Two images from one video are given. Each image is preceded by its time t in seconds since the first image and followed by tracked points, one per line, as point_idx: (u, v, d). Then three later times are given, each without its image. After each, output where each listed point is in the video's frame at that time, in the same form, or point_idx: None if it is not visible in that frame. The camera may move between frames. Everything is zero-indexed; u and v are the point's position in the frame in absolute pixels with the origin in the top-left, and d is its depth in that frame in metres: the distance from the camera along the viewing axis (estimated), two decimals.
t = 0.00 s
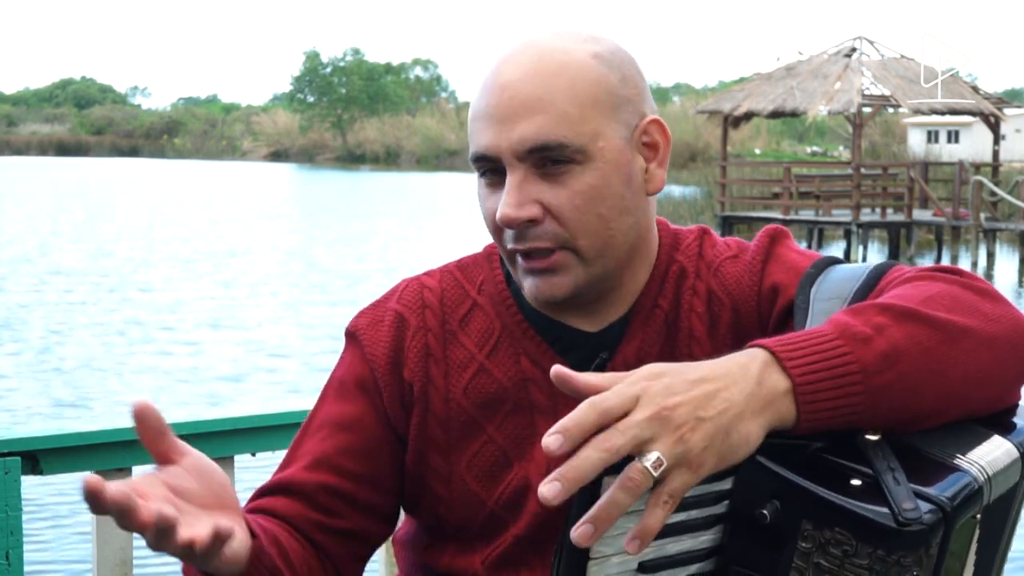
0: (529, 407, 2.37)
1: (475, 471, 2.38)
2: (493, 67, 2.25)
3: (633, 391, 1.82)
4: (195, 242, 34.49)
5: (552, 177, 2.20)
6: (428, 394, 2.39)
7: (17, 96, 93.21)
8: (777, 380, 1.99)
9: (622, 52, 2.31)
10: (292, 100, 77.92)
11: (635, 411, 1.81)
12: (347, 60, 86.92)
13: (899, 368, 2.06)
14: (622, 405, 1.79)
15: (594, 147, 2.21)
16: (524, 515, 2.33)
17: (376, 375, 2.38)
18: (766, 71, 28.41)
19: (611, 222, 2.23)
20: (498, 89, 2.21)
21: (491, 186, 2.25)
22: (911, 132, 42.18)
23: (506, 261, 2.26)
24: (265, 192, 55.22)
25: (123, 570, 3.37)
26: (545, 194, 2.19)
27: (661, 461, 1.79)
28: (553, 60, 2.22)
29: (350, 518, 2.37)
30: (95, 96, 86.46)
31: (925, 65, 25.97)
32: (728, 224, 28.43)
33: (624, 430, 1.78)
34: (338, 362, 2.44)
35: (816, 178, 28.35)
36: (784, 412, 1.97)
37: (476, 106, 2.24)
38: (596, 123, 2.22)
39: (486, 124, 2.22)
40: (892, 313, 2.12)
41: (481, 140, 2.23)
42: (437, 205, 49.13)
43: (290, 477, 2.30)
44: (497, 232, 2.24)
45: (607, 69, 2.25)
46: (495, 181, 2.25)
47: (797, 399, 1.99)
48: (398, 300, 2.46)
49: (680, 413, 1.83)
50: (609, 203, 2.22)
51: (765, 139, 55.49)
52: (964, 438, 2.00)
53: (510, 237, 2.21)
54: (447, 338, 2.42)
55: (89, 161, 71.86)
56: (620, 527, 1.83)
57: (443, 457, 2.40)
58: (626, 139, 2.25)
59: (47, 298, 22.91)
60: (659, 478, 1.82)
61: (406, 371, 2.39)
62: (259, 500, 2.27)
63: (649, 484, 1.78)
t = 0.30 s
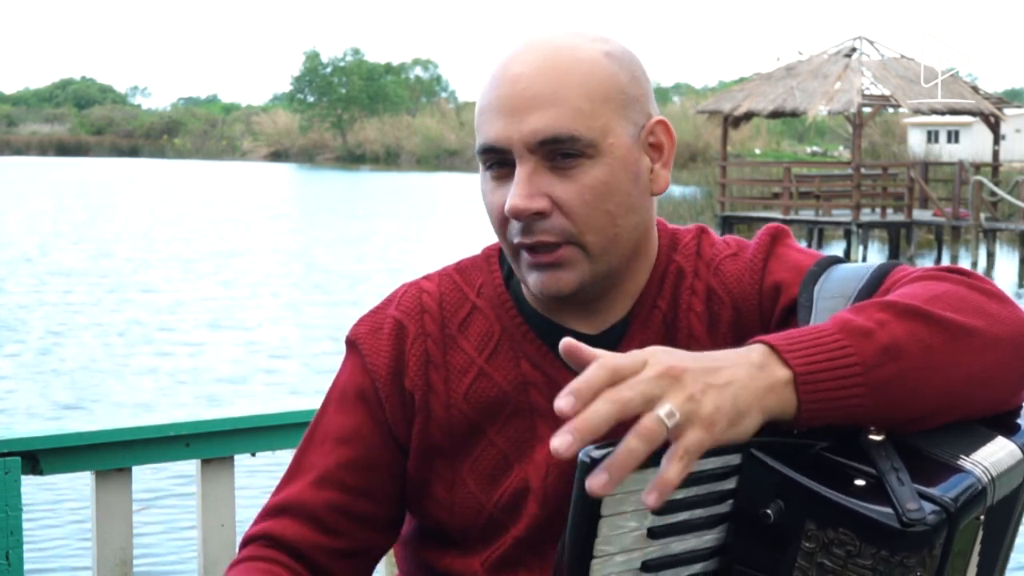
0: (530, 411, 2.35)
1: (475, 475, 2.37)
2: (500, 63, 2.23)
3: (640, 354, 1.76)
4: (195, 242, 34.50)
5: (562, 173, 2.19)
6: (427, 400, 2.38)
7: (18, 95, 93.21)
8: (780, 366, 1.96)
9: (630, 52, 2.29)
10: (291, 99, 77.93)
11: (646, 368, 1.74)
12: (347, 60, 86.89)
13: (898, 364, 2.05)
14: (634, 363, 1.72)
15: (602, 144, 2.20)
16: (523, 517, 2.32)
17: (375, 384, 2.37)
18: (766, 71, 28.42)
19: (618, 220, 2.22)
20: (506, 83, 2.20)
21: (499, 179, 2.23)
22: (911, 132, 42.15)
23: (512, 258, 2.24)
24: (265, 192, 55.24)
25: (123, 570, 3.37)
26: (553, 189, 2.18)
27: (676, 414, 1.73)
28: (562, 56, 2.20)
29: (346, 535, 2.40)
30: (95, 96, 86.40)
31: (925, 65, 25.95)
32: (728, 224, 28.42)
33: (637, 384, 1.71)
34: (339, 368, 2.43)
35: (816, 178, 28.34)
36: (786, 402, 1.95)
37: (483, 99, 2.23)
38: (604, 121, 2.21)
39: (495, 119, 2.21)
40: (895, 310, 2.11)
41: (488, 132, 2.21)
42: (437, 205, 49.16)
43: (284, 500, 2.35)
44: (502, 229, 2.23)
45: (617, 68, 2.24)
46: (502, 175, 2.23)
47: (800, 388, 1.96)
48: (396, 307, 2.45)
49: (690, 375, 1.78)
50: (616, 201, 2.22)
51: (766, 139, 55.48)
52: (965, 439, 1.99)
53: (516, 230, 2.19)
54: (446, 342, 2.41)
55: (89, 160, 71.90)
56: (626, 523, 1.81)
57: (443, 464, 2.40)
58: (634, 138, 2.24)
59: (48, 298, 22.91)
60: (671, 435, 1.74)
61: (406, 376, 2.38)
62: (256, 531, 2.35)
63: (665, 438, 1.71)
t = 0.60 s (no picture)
0: (536, 417, 2.34)
1: (483, 481, 2.37)
2: (490, 73, 2.21)
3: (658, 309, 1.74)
4: (196, 242, 34.47)
5: (568, 177, 2.17)
6: (434, 412, 2.39)
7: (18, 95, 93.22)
8: (789, 334, 1.95)
9: (609, 50, 2.27)
10: (291, 99, 77.91)
11: (663, 333, 1.72)
12: (347, 60, 86.88)
13: (909, 357, 2.04)
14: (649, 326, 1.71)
15: (600, 142, 2.18)
16: (532, 523, 2.31)
17: (382, 402, 2.38)
18: (766, 71, 28.40)
19: (626, 217, 2.21)
20: (496, 95, 2.18)
21: (501, 197, 2.21)
22: (911, 132, 42.13)
23: (524, 266, 2.23)
24: (265, 192, 55.23)
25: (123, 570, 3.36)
26: (566, 195, 2.16)
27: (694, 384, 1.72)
28: (547, 64, 2.18)
29: (365, 556, 2.43)
30: (95, 96, 86.41)
31: (925, 65, 25.93)
32: (728, 224, 28.40)
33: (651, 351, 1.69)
34: (345, 387, 2.44)
35: (816, 178, 28.32)
36: (791, 372, 1.95)
37: (477, 115, 2.21)
38: (597, 119, 2.18)
39: (490, 133, 2.19)
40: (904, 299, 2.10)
41: (487, 150, 2.19)
42: (437, 204, 49.12)
43: (294, 560, 2.38)
44: (512, 240, 2.21)
45: (601, 67, 2.22)
46: (506, 190, 2.21)
47: (808, 356, 1.95)
48: (398, 318, 2.45)
49: (708, 338, 1.76)
50: (622, 198, 2.20)
51: (766, 139, 55.46)
52: (971, 437, 1.98)
53: (530, 241, 2.17)
54: (450, 354, 2.41)
55: (89, 160, 71.90)
56: (631, 518, 1.81)
57: (455, 473, 2.40)
58: (628, 133, 2.22)
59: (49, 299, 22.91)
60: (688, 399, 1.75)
61: (415, 389, 2.38)
62: (280, 562, 2.40)
63: (677, 405, 1.71)
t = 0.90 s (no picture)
0: (537, 416, 2.33)
1: (481, 478, 2.36)
2: (500, 77, 2.19)
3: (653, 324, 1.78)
4: (196, 243, 34.47)
5: (583, 194, 2.16)
6: (433, 406, 2.38)
7: (18, 96, 93.24)
8: (805, 337, 1.94)
9: (621, 56, 2.27)
10: (290, 100, 77.88)
11: (660, 348, 1.76)
12: (347, 60, 86.80)
13: (913, 357, 2.03)
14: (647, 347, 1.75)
15: (618, 158, 2.18)
16: (529, 522, 2.31)
17: (381, 393, 2.37)
18: (766, 71, 28.40)
19: (636, 230, 2.23)
20: (510, 103, 2.16)
21: (512, 207, 2.20)
22: (911, 132, 42.09)
23: (532, 276, 2.25)
24: (266, 192, 55.22)
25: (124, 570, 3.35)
26: (580, 213, 2.16)
27: (697, 382, 1.74)
28: (568, 73, 2.16)
29: (363, 550, 2.42)
30: (96, 96, 86.37)
31: (925, 65, 25.91)
32: (728, 224, 28.37)
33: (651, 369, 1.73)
34: (343, 379, 2.42)
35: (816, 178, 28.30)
36: (808, 373, 1.93)
37: (488, 123, 2.19)
38: (617, 133, 2.18)
39: (505, 145, 2.16)
40: (911, 299, 2.09)
41: (499, 159, 2.18)
42: (437, 204, 49.11)
43: (294, 545, 2.37)
44: (524, 253, 2.22)
45: (619, 78, 2.22)
46: (522, 201, 2.19)
47: (823, 358, 1.94)
48: (398, 311, 2.44)
49: (711, 339, 1.78)
50: (635, 215, 2.22)
51: (766, 139, 55.41)
52: (974, 437, 1.97)
53: (546, 255, 2.19)
54: (451, 354, 2.40)
55: (88, 160, 71.88)
56: (637, 516, 1.80)
57: (451, 469, 2.40)
58: (640, 143, 2.23)
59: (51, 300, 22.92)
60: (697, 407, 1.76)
61: (413, 384, 2.37)
62: (273, 552, 2.37)
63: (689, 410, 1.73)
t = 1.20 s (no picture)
0: (529, 417, 2.34)
1: (475, 479, 2.37)
2: (490, 80, 2.20)
3: (690, 302, 1.75)
4: (196, 243, 34.49)
5: (574, 197, 2.17)
6: (426, 412, 2.38)
7: (18, 96, 93.28)
8: (824, 333, 1.91)
9: (614, 58, 2.28)
10: (290, 99, 77.87)
11: (696, 324, 1.73)
12: (347, 60, 86.80)
13: (923, 349, 2.02)
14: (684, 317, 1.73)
15: (610, 159, 2.18)
16: (523, 527, 2.32)
17: (376, 402, 2.38)
18: (766, 71, 28.43)
19: (627, 232, 2.23)
20: (501, 105, 2.16)
21: (504, 207, 2.21)
22: (911, 132, 42.09)
23: (520, 275, 2.25)
24: (266, 192, 55.23)
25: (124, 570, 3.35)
26: (571, 215, 2.17)
27: (726, 371, 1.71)
28: (557, 76, 2.17)
29: (368, 559, 2.45)
30: (96, 96, 86.38)
31: (925, 65, 25.94)
32: (728, 224, 28.37)
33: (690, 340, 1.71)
34: (340, 392, 2.45)
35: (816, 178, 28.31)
36: (824, 369, 1.91)
37: (478, 126, 2.19)
38: (608, 137, 2.18)
39: (493, 148, 2.17)
40: (918, 293, 2.09)
41: (490, 160, 2.18)
42: (437, 204, 49.13)
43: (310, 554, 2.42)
44: (512, 251, 2.22)
45: (611, 78, 2.22)
46: (507, 199, 2.20)
47: (843, 355, 1.92)
48: (391, 322, 2.45)
49: (744, 327, 1.75)
50: (625, 217, 2.22)
51: (766, 139, 55.41)
52: (974, 438, 1.97)
53: (534, 256, 2.19)
54: (443, 363, 2.40)
55: (87, 160, 71.91)
56: (636, 514, 1.80)
57: (444, 476, 2.41)
58: (631, 145, 2.24)
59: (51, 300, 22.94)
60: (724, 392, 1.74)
61: (407, 389, 2.38)
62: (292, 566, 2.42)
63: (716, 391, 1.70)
